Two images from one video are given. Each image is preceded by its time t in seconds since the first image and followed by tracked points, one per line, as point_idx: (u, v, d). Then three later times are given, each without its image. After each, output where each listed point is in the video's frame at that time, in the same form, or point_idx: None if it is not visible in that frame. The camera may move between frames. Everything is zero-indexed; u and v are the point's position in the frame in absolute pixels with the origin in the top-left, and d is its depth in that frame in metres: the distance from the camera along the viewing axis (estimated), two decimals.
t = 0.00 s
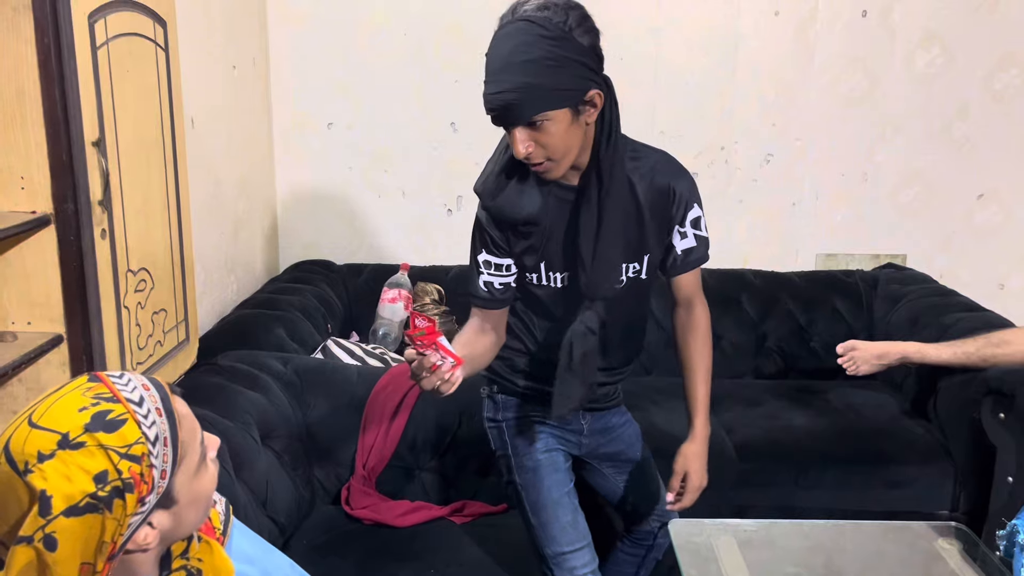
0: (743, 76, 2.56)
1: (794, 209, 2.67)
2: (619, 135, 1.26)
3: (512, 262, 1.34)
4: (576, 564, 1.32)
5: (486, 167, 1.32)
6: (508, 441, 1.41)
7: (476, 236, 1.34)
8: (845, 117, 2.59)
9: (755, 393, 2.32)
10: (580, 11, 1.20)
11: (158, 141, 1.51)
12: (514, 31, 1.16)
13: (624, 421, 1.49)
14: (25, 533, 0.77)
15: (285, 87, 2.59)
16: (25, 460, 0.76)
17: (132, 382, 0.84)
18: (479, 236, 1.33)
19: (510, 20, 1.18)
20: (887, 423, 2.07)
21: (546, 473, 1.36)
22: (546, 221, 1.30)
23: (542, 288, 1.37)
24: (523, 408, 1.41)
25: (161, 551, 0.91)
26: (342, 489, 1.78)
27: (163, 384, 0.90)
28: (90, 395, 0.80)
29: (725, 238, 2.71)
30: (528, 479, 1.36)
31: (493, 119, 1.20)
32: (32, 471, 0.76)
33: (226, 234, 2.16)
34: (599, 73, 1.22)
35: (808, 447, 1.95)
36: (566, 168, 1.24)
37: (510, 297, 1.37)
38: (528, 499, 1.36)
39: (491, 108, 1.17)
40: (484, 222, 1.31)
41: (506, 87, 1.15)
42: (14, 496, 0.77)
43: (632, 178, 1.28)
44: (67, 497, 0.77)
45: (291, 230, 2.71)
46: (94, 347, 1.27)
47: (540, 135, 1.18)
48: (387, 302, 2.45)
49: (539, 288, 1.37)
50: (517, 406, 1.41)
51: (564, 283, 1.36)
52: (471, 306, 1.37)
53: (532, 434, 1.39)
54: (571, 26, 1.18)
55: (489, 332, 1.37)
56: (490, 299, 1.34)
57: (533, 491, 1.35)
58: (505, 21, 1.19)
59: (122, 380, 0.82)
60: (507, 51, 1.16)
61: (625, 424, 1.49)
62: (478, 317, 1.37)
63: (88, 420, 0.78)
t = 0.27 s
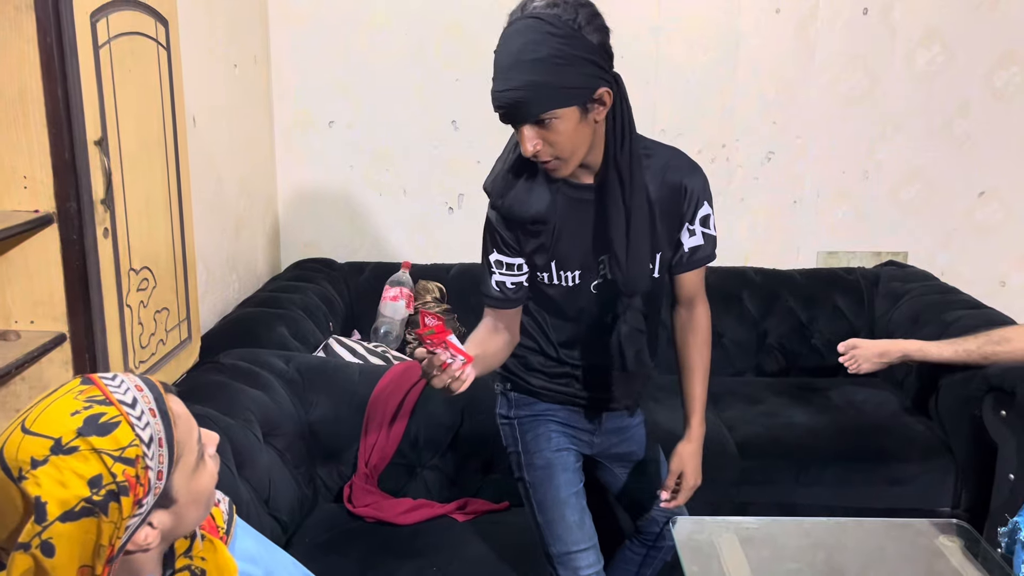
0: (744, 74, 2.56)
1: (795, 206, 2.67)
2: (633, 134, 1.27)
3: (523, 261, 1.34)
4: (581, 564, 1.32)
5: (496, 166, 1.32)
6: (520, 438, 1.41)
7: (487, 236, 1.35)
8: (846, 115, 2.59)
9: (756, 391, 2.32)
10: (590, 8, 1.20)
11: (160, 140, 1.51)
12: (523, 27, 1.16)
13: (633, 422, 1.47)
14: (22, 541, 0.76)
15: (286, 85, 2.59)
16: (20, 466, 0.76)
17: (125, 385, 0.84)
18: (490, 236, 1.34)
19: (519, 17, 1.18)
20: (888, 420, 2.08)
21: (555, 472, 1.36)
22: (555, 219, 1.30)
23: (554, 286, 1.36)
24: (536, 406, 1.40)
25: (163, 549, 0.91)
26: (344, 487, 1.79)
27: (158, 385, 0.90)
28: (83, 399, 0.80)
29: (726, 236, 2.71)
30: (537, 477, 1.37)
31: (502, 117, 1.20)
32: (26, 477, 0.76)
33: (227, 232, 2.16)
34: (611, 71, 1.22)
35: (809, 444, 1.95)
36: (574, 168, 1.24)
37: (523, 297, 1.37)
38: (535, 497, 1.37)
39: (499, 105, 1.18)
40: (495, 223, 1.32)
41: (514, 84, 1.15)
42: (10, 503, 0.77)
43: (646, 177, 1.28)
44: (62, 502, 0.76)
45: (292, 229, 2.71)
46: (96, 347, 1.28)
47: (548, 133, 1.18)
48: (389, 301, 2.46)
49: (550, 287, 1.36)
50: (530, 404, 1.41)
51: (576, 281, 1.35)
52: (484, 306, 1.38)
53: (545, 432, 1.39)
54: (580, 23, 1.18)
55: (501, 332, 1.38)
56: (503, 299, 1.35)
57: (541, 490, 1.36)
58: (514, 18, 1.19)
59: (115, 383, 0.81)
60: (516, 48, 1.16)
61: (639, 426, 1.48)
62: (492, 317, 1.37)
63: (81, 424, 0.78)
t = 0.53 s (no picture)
0: (745, 69, 2.55)
1: (796, 202, 2.67)
2: (633, 126, 1.26)
3: (525, 257, 1.33)
4: (582, 559, 1.32)
5: (497, 168, 1.31)
6: (521, 433, 1.41)
7: (489, 233, 1.34)
8: (847, 110, 2.59)
9: (757, 387, 2.32)
10: None
11: (160, 136, 1.51)
12: (521, 20, 1.16)
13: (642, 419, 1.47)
14: (23, 533, 0.76)
15: (287, 81, 2.58)
16: (21, 456, 0.75)
17: (128, 377, 0.83)
18: (492, 233, 1.33)
19: (515, 10, 1.17)
20: (889, 416, 2.08)
21: (557, 467, 1.36)
22: (558, 215, 1.30)
23: (557, 283, 1.37)
24: (537, 401, 1.40)
25: (163, 543, 0.92)
26: (345, 482, 1.79)
27: (160, 378, 0.89)
28: (85, 391, 0.80)
29: (727, 232, 2.71)
30: (539, 471, 1.37)
31: (504, 110, 1.19)
32: (27, 468, 0.75)
33: (228, 228, 2.16)
34: (609, 58, 1.22)
35: (810, 440, 1.95)
36: (579, 158, 1.23)
37: (525, 292, 1.38)
38: (537, 491, 1.37)
39: (503, 98, 1.17)
40: (498, 221, 1.31)
41: (518, 76, 1.14)
42: (9, 494, 0.77)
43: (646, 171, 1.28)
44: (64, 494, 0.76)
45: (293, 225, 2.70)
46: (97, 342, 1.28)
47: (555, 123, 1.18)
48: (389, 297, 2.45)
49: (553, 283, 1.37)
50: (532, 399, 1.41)
51: (579, 277, 1.36)
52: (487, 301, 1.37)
53: (545, 428, 1.39)
54: (577, 11, 1.18)
55: (503, 327, 1.37)
56: (505, 294, 1.35)
57: (542, 484, 1.36)
58: (510, 12, 1.18)
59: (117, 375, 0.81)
60: (516, 40, 1.15)
61: (643, 422, 1.47)
62: (494, 312, 1.37)
63: (83, 416, 0.77)
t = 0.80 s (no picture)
0: (745, 63, 2.54)
1: (796, 196, 2.66)
2: (627, 118, 1.26)
3: (520, 249, 1.33)
4: (581, 553, 1.32)
5: (492, 154, 1.32)
6: (519, 428, 1.41)
7: (485, 223, 1.34)
8: (848, 104, 2.58)
9: (757, 381, 2.32)
10: None
11: (159, 129, 1.50)
12: (518, 9, 1.16)
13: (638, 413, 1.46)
14: (22, 523, 0.76)
15: (286, 75, 2.58)
16: (21, 445, 0.75)
17: (129, 370, 0.84)
18: (488, 223, 1.34)
19: None
20: (889, 410, 2.08)
21: (554, 462, 1.36)
22: (552, 205, 1.29)
23: (552, 274, 1.36)
24: (535, 396, 1.40)
25: (162, 536, 0.91)
26: (344, 477, 1.78)
27: (161, 371, 0.90)
28: (86, 382, 0.80)
29: (727, 226, 2.70)
30: (537, 466, 1.37)
31: (498, 99, 1.20)
32: (26, 457, 0.75)
33: (227, 222, 2.15)
34: (606, 51, 1.22)
35: (810, 434, 1.95)
36: (570, 150, 1.23)
37: (521, 284, 1.37)
38: (535, 486, 1.37)
39: (496, 87, 1.17)
40: (492, 210, 1.31)
41: (510, 65, 1.15)
42: (9, 482, 0.77)
43: (640, 163, 1.28)
44: (63, 483, 0.76)
45: (293, 220, 2.70)
46: (96, 336, 1.27)
47: (546, 115, 1.17)
48: (389, 291, 2.45)
49: (548, 275, 1.36)
50: (529, 394, 1.40)
51: (573, 268, 1.35)
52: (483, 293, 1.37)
53: (543, 423, 1.38)
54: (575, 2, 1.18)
55: (498, 318, 1.37)
56: (500, 286, 1.34)
57: (540, 479, 1.36)
58: None
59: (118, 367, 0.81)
60: (511, 30, 1.16)
61: (643, 416, 1.47)
62: (490, 304, 1.37)
63: (82, 406, 0.78)
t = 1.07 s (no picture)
0: (745, 57, 2.54)
1: (795, 189, 2.66)
2: (622, 114, 1.25)
3: (515, 244, 1.33)
4: (579, 546, 1.33)
5: (488, 148, 1.31)
6: (517, 422, 1.40)
7: (480, 218, 1.35)
8: (846, 97, 2.58)
9: (755, 374, 2.32)
10: None
11: (155, 122, 1.49)
12: (511, 6, 1.16)
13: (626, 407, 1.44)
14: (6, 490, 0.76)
15: (283, 68, 2.57)
16: (22, 416, 0.76)
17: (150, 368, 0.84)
18: (483, 218, 1.34)
19: None
20: (887, 403, 2.08)
21: (551, 455, 1.35)
22: (546, 200, 1.29)
23: (547, 269, 1.36)
24: (533, 390, 1.40)
25: (150, 542, 0.89)
26: (343, 470, 1.78)
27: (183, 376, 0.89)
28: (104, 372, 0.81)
29: (725, 220, 2.70)
30: (534, 460, 1.37)
31: (491, 95, 1.19)
32: (24, 428, 0.76)
33: (224, 216, 2.15)
34: (599, 49, 1.21)
35: (808, 428, 1.95)
36: (563, 146, 1.22)
37: (516, 278, 1.37)
38: (533, 479, 1.37)
39: (487, 84, 1.17)
40: (487, 205, 1.32)
41: (502, 63, 1.14)
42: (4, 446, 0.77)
43: (636, 158, 1.27)
44: (50, 463, 0.76)
45: (291, 213, 2.69)
46: (93, 330, 1.27)
47: (537, 111, 1.17)
48: (387, 285, 2.44)
49: (544, 270, 1.36)
50: (527, 388, 1.40)
51: (568, 263, 1.34)
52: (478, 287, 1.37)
53: (541, 417, 1.38)
54: None
55: (493, 313, 1.38)
56: (495, 281, 1.35)
57: (537, 473, 1.36)
58: None
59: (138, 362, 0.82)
60: (503, 26, 1.16)
61: (640, 411, 1.47)
62: (485, 297, 1.37)
63: (91, 393, 0.78)
